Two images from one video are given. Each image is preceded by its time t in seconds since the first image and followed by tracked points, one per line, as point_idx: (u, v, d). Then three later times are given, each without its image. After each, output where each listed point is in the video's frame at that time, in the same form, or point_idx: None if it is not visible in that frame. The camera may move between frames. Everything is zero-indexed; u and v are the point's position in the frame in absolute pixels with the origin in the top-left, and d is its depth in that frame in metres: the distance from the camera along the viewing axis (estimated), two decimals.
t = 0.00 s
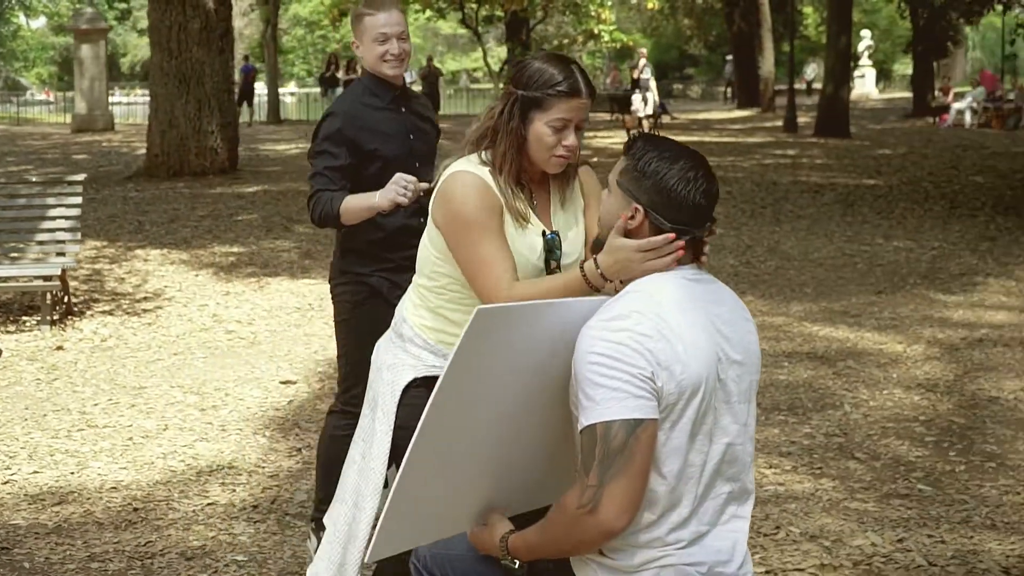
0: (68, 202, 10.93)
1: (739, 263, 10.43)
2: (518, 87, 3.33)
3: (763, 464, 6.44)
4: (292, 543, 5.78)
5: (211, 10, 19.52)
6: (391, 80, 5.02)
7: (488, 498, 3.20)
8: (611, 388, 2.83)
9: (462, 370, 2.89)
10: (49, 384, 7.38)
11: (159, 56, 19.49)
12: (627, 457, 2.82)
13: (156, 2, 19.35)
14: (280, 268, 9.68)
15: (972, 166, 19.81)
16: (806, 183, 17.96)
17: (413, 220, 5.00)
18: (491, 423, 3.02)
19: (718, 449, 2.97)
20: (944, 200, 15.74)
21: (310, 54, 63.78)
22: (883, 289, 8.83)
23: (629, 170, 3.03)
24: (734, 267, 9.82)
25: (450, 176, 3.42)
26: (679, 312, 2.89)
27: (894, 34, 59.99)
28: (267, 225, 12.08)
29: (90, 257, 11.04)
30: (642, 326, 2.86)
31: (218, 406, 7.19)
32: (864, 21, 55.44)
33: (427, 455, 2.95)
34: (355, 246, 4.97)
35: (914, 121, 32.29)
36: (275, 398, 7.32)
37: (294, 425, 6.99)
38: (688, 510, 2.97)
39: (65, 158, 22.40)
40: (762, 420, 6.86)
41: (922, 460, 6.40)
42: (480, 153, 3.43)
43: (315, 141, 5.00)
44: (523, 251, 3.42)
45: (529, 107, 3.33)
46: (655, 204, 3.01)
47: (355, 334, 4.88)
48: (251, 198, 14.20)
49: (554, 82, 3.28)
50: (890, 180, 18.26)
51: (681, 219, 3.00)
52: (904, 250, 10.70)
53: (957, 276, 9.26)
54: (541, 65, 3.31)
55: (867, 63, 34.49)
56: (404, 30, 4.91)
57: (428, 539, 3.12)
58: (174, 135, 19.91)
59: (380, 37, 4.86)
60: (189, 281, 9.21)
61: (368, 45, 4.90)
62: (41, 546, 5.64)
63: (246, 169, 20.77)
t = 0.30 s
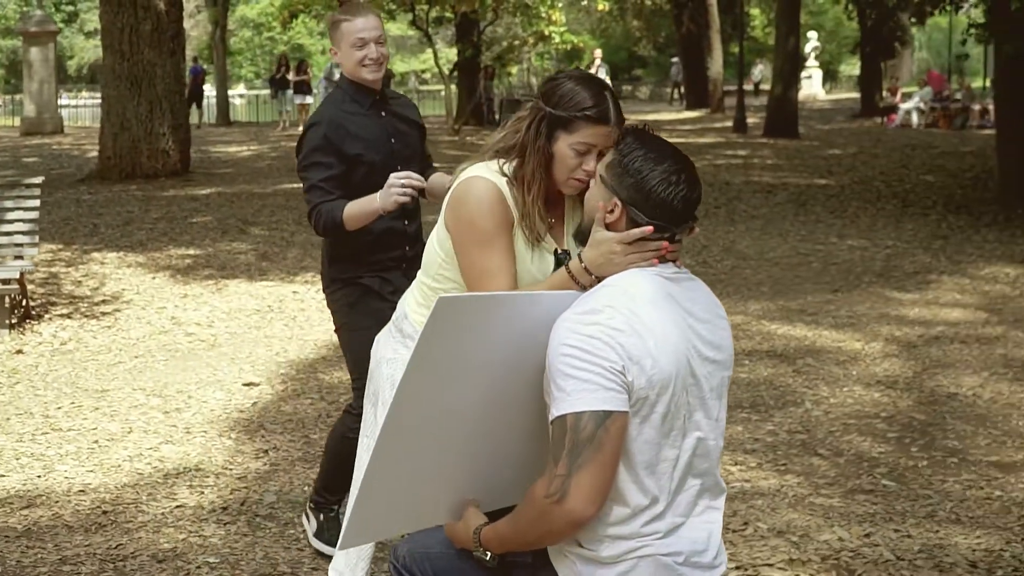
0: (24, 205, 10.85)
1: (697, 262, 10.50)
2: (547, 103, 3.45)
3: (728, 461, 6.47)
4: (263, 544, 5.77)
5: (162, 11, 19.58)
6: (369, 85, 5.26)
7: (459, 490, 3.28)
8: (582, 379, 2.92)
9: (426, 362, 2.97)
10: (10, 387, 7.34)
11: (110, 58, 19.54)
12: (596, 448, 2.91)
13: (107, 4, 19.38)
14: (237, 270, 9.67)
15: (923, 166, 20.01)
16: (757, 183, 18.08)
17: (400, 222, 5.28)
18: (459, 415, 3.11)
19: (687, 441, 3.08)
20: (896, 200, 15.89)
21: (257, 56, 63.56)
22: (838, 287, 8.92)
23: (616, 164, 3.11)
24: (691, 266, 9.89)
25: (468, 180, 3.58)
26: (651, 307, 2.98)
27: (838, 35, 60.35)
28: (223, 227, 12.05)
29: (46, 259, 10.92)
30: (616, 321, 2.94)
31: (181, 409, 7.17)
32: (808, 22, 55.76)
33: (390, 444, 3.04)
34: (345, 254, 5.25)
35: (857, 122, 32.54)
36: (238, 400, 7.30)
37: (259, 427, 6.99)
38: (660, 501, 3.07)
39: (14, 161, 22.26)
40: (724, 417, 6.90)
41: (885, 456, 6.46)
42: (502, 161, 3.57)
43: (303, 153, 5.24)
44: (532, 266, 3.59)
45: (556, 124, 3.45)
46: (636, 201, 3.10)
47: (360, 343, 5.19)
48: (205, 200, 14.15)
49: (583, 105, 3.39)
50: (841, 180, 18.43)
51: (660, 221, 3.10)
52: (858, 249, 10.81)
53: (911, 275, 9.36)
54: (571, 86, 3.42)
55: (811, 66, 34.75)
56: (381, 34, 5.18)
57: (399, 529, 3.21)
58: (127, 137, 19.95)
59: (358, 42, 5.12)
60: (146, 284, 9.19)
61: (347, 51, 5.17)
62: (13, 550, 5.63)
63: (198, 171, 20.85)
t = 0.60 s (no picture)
0: None
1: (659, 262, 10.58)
2: (560, 108, 3.73)
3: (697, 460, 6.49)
4: (239, 548, 5.74)
5: (116, 14, 19.59)
6: (344, 94, 5.42)
7: (442, 490, 3.30)
8: (562, 374, 2.96)
9: (403, 362, 3.00)
10: None
11: (65, 62, 19.50)
12: (576, 441, 2.95)
13: (61, 9, 19.33)
14: (197, 274, 9.65)
15: (876, 168, 20.20)
16: (709, 184, 18.19)
17: (378, 230, 5.52)
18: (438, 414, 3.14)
19: (669, 438, 3.12)
20: (851, 201, 16.04)
21: (207, 57, 63.45)
22: (798, 287, 9.00)
23: (613, 165, 3.15)
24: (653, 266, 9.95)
25: (476, 173, 3.84)
26: (634, 306, 3.02)
27: (782, 37, 60.73)
28: (181, 230, 12.02)
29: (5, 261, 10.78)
30: (598, 318, 2.99)
31: (148, 413, 7.13)
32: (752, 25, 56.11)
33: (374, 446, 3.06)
34: (332, 270, 5.49)
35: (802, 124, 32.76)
36: (206, 404, 7.28)
37: (228, 430, 6.97)
38: (644, 497, 3.11)
39: None
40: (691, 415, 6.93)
41: (854, 454, 6.51)
42: (510, 159, 3.83)
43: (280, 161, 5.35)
44: (532, 261, 3.85)
45: (569, 129, 3.73)
46: (627, 206, 3.14)
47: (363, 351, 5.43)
48: (162, 204, 14.10)
49: (596, 113, 3.66)
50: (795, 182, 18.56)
51: (649, 228, 3.14)
52: (815, 249, 10.92)
53: (870, 274, 9.46)
54: (586, 93, 3.69)
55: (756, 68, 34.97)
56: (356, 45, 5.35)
57: (387, 524, 3.23)
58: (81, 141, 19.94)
59: (334, 51, 5.29)
60: (106, 288, 9.15)
61: (323, 60, 5.32)
62: None
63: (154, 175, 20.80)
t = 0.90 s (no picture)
0: None
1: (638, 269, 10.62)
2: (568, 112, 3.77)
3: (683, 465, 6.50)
4: (229, 558, 5.71)
5: (89, 23, 19.59)
6: (335, 97, 5.40)
7: (441, 495, 3.29)
8: (563, 377, 2.96)
9: (399, 364, 2.98)
10: None
11: (38, 70, 19.47)
12: (576, 444, 2.95)
13: (33, 17, 19.29)
14: (176, 282, 9.62)
15: (850, 174, 20.30)
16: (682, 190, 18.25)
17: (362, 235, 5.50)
18: (437, 417, 3.13)
19: (670, 442, 3.11)
20: (825, 206, 16.12)
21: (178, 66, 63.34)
22: (778, 292, 9.04)
23: (615, 170, 3.13)
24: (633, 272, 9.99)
25: (484, 176, 3.89)
26: (634, 310, 3.02)
27: (750, 44, 60.99)
28: (158, 238, 11.99)
29: None
30: (598, 322, 2.98)
31: (132, 422, 7.10)
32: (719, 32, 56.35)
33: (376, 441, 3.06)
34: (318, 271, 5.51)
35: (769, 130, 32.89)
36: (188, 413, 7.25)
37: (212, 439, 6.95)
38: (645, 501, 3.11)
39: None
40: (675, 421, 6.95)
41: (839, 458, 6.54)
42: (518, 162, 3.88)
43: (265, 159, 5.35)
44: (539, 263, 3.90)
45: (575, 134, 3.77)
46: (629, 212, 3.13)
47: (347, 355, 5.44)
48: (138, 212, 14.06)
49: (605, 118, 3.70)
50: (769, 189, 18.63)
51: (649, 235, 3.12)
52: (794, 255, 10.97)
53: (848, 279, 9.51)
54: (593, 98, 3.74)
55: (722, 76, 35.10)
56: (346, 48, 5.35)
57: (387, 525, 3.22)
58: (55, 149, 19.97)
59: (323, 55, 5.30)
60: (85, 297, 9.11)
61: (312, 64, 5.33)
62: None
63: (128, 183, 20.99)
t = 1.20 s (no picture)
0: None
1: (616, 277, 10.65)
2: (568, 122, 3.81)
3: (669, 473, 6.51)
4: (216, 570, 5.67)
5: (61, 34, 19.60)
6: (319, 99, 5.32)
7: (445, 506, 3.29)
8: (567, 386, 2.97)
9: (402, 372, 3.00)
10: None
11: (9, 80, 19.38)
12: (580, 452, 2.96)
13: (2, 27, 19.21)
14: (152, 293, 9.60)
15: (821, 182, 20.38)
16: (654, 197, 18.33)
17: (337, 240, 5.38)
18: (440, 428, 3.13)
19: (673, 450, 3.13)
20: (799, 215, 16.19)
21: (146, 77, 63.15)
22: (755, 300, 9.08)
23: (613, 180, 3.16)
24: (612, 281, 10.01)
25: (486, 187, 3.89)
26: (634, 318, 3.04)
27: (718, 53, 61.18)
28: (133, 250, 11.95)
29: None
30: (599, 330, 3.00)
31: (113, 435, 7.07)
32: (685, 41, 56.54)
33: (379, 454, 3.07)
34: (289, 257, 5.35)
35: (736, 139, 33.01)
36: (170, 425, 7.22)
37: (195, 451, 6.92)
38: (648, 510, 3.12)
39: None
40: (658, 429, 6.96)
41: (824, 466, 6.57)
42: (515, 169, 3.89)
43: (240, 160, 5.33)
44: (540, 269, 3.92)
45: (575, 146, 3.81)
46: (629, 222, 3.16)
47: (295, 342, 5.26)
48: (111, 223, 14.01)
49: (604, 132, 3.75)
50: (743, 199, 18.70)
51: (648, 241, 3.16)
52: (770, 263, 11.02)
53: (824, 287, 9.57)
54: (592, 109, 3.78)
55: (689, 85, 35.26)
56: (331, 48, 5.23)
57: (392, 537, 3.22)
58: (26, 161, 19.87)
59: (307, 55, 5.18)
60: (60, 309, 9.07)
61: (296, 64, 5.22)
62: None
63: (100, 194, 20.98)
